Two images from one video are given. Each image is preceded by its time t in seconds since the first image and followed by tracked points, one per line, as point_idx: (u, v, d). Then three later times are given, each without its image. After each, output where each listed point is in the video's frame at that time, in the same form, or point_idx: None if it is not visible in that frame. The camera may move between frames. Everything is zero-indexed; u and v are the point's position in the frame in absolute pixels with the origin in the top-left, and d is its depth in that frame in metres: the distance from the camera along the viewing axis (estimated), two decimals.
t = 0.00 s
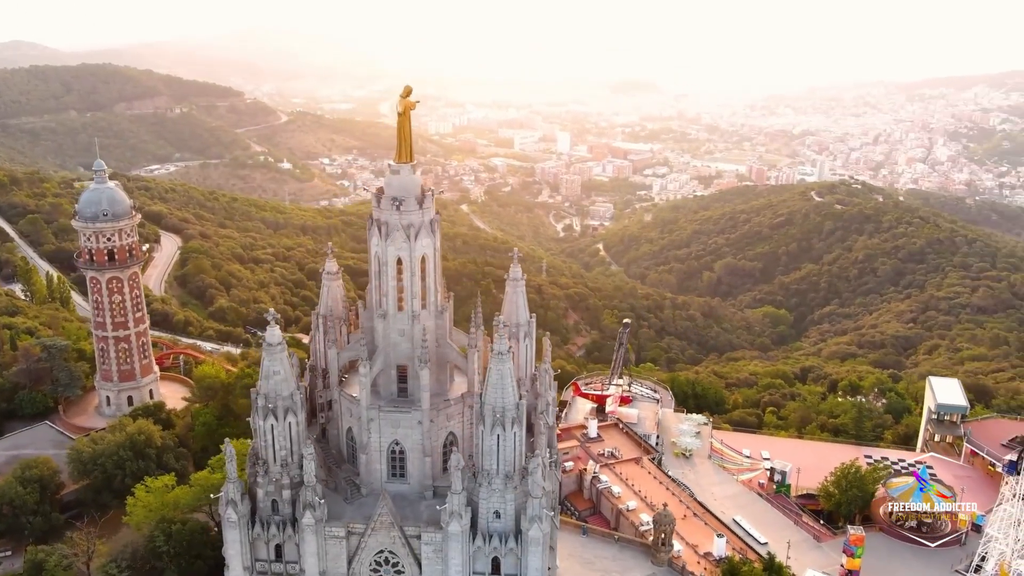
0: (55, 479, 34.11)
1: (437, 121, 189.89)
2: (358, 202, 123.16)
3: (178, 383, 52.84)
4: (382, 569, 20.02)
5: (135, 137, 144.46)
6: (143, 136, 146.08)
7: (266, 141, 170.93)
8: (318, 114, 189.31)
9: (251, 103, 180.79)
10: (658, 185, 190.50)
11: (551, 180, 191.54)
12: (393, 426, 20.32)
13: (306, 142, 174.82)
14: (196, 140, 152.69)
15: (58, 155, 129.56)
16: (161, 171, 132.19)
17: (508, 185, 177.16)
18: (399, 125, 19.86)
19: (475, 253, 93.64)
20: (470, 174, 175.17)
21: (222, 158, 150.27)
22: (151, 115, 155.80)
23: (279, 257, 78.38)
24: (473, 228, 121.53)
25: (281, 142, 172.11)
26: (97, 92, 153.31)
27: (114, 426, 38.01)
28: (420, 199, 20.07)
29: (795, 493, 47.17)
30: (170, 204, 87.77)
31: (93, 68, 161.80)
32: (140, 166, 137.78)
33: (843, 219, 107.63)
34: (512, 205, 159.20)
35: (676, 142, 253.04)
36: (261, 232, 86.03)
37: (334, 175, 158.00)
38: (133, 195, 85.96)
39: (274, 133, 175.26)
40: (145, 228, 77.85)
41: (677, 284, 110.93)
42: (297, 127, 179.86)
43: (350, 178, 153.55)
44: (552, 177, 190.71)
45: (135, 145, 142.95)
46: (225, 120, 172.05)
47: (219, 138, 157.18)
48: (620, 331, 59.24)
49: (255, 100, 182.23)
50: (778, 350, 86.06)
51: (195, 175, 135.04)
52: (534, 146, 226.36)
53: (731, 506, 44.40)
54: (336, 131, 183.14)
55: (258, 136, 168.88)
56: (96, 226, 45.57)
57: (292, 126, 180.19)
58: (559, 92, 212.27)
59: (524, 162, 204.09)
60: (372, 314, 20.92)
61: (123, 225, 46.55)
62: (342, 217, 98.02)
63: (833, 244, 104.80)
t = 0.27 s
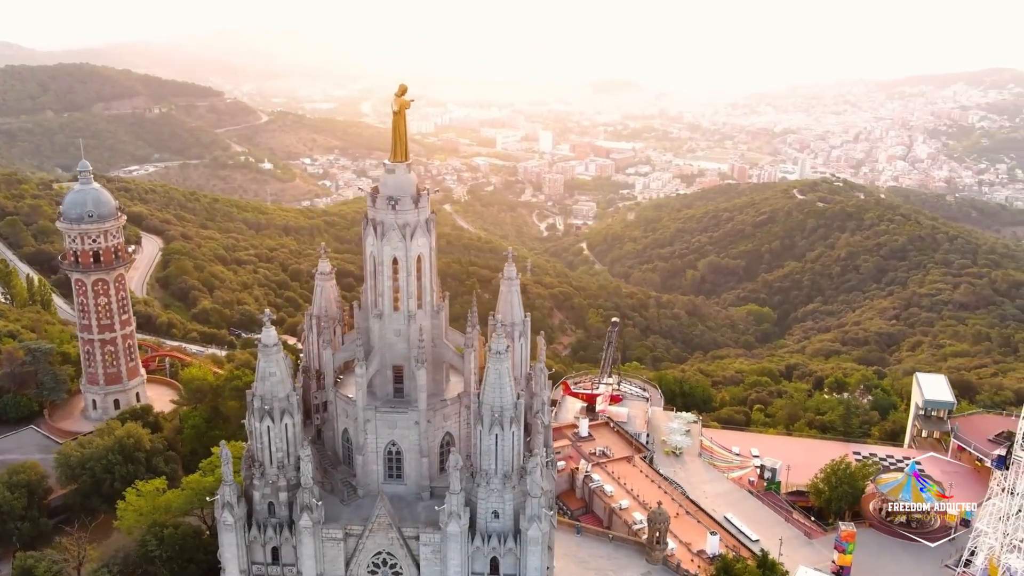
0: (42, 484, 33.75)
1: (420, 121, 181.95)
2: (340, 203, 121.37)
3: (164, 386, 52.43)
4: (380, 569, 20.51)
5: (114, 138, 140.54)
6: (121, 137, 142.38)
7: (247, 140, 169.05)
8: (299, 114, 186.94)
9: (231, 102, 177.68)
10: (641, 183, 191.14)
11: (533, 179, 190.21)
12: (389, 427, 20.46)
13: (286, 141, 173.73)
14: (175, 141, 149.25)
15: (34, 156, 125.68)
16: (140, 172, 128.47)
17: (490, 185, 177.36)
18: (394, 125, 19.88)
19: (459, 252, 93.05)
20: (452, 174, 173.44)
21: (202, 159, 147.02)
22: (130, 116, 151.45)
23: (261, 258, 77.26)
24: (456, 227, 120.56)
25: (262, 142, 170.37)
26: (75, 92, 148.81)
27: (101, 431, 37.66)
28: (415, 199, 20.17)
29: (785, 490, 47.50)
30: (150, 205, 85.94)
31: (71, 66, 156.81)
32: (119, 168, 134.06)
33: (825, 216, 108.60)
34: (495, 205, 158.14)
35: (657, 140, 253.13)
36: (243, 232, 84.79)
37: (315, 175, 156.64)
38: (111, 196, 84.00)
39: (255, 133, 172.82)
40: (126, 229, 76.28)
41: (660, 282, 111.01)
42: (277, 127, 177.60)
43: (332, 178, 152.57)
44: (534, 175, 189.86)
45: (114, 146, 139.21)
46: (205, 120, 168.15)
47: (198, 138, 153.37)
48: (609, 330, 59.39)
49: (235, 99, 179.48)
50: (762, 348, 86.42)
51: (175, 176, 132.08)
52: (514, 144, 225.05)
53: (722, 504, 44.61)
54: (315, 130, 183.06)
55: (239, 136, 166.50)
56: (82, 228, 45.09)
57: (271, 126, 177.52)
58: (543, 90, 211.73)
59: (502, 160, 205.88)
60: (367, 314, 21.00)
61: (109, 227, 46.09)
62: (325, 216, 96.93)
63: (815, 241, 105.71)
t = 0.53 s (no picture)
0: (30, 489, 33.35)
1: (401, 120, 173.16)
2: (322, 202, 118.43)
3: (150, 389, 51.85)
4: (378, 569, 20.84)
5: (92, 138, 132.36)
6: (100, 137, 133.76)
7: (228, 141, 157.74)
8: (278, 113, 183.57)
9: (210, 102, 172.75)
10: (622, 182, 191.69)
11: (516, 178, 188.61)
12: (386, 428, 20.72)
13: (266, 141, 165.09)
14: (157, 141, 139.89)
15: (7, 158, 118.38)
16: (118, 173, 121.92)
17: (474, 184, 174.95)
18: (388, 122, 19.91)
19: (442, 252, 92.13)
20: (435, 174, 169.46)
21: (182, 159, 137.78)
22: (106, 116, 140.91)
23: (244, 259, 76.04)
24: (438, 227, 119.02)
25: (244, 142, 160.70)
26: (51, 93, 140.29)
27: (88, 435, 37.27)
28: (410, 197, 20.19)
29: (775, 487, 47.73)
30: (129, 207, 83.71)
31: (46, 65, 147.59)
32: (97, 169, 126.61)
33: (807, 214, 109.69)
34: (477, 204, 155.40)
35: (639, 139, 252.61)
36: (223, 233, 83.22)
37: (296, 176, 153.06)
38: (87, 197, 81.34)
39: (235, 133, 161.76)
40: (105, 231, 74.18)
41: (645, 281, 110.63)
42: (257, 127, 166.64)
43: (314, 179, 150.04)
44: (517, 174, 188.79)
45: (92, 146, 131.14)
46: (183, 120, 156.38)
47: (178, 138, 143.48)
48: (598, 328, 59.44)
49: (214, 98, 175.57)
50: (748, 346, 86.53)
51: (155, 177, 126.15)
52: (496, 143, 219.09)
53: (713, 501, 44.78)
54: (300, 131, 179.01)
55: (219, 135, 156.54)
56: (66, 229, 44.57)
57: (252, 125, 167.15)
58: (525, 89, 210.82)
59: (486, 158, 200.43)
60: (362, 314, 21.11)
61: (94, 228, 45.56)
62: (306, 216, 95.47)
63: (797, 239, 106.48)
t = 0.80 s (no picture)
0: (17, 495, 33.06)
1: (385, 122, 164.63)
2: (303, 202, 117.44)
3: (137, 392, 51.41)
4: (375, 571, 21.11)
5: (69, 139, 130.68)
6: (76, 137, 132.06)
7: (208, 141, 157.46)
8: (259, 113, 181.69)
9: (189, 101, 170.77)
10: (605, 182, 192.09)
11: (498, 177, 187.99)
12: (382, 429, 21.09)
13: (246, 141, 163.16)
14: (135, 141, 138.45)
15: None
16: (96, 174, 120.57)
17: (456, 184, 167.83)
18: (383, 122, 20.30)
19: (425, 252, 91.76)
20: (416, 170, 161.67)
21: (161, 159, 136.38)
22: (84, 116, 139.22)
23: (226, 260, 75.40)
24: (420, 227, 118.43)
25: (222, 141, 160.19)
26: (26, 92, 138.02)
27: (76, 439, 36.99)
28: (406, 197, 20.64)
29: (765, 484, 47.99)
30: (108, 208, 82.51)
31: (21, 65, 145.16)
32: (73, 170, 124.88)
33: (789, 212, 110.81)
34: (460, 204, 151.69)
35: (621, 138, 252.77)
36: (205, 234, 82.42)
37: (277, 175, 152.00)
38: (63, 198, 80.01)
39: (213, 133, 161.33)
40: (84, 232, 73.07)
41: (629, 280, 110.77)
42: (237, 127, 164.74)
43: (294, 179, 148.41)
44: (500, 174, 188.33)
45: (69, 146, 129.43)
46: (161, 120, 156.20)
47: (157, 138, 142.03)
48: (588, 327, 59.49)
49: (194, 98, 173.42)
50: (732, 344, 86.98)
51: (133, 177, 124.99)
52: (481, 141, 204.91)
53: (704, 499, 44.93)
54: (279, 131, 169.88)
55: (198, 135, 156.13)
56: (51, 231, 44.02)
57: (232, 125, 165.46)
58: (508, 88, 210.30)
59: (471, 158, 189.96)
60: (357, 313, 21.44)
61: (79, 229, 45.05)
62: (289, 216, 94.87)
63: (780, 237, 107.26)
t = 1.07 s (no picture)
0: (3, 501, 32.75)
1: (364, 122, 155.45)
2: (284, 203, 116.22)
3: (123, 396, 50.80)
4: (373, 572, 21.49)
5: (45, 140, 128.25)
6: (53, 138, 129.75)
7: (187, 143, 155.44)
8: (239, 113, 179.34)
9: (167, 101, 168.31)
10: (588, 181, 192.54)
11: (480, 177, 187.02)
12: (379, 430, 21.46)
13: (226, 142, 162.27)
14: (113, 142, 136.49)
15: None
16: (73, 175, 118.58)
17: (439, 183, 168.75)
18: (378, 122, 20.57)
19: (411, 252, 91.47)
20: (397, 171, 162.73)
21: (140, 160, 134.41)
22: (61, 116, 137.73)
23: (208, 261, 74.72)
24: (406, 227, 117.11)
25: (202, 142, 158.27)
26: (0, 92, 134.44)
27: (63, 443, 36.59)
28: (401, 197, 20.95)
29: (755, 482, 48.28)
30: (86, 209, 81.05)
31: None
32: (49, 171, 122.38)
33: (772, 210, 111.58)
34: (443, 203, 151.95)
35: (603, 137, 252.40)
36: (186, 236, 81.53)
37: (258, 176, 150.27)
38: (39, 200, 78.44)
39: (193, 134, 159.10)
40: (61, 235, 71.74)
41: (612, 279, 110.69)
42: (217, 127, 166.36)
43: (275, 180, 150.78)
44: (483, 173, 187.66)
45: (46, 148, 127.09)
46: (139, 120, 154.36)
47: (135, 138, 139.84)
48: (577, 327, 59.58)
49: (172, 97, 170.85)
50: (716, 342, 87.40)
51: (112, 178, 123.22)
52: (463, 141, 201.36)
53: (694, 497, 45.11)
54: (258, 130, 173.03)
55: (178, 136, 153.97)
56: (35, 233, 43.46)
57: (211, 126, 165.89)
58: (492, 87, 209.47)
59: (452, 158, 188.20)
60: (353, 313, 21.73)
61: (64, 231, 44.50)
62: (271, 217, 94.09)
63: (763, 235, 107.87)
